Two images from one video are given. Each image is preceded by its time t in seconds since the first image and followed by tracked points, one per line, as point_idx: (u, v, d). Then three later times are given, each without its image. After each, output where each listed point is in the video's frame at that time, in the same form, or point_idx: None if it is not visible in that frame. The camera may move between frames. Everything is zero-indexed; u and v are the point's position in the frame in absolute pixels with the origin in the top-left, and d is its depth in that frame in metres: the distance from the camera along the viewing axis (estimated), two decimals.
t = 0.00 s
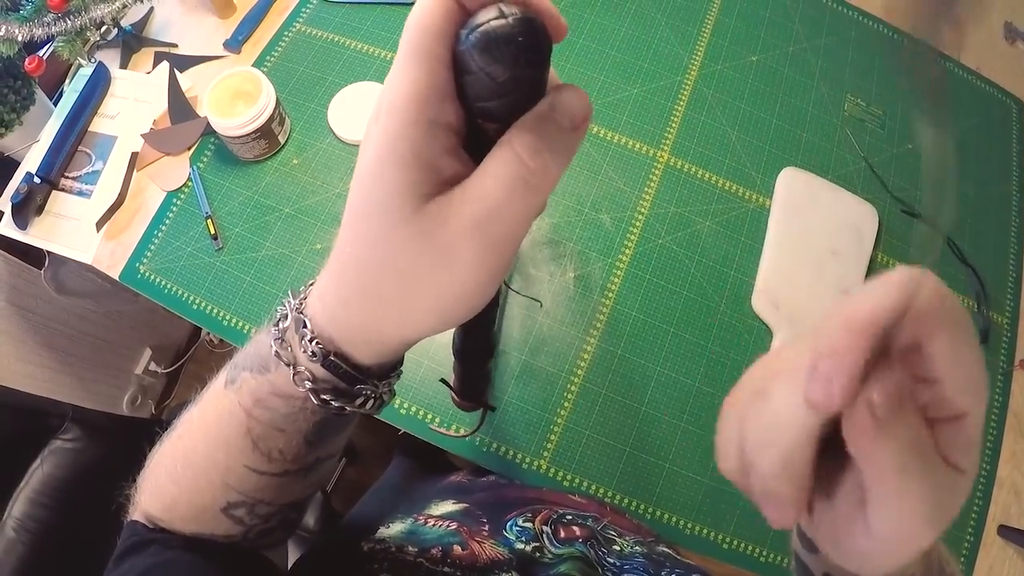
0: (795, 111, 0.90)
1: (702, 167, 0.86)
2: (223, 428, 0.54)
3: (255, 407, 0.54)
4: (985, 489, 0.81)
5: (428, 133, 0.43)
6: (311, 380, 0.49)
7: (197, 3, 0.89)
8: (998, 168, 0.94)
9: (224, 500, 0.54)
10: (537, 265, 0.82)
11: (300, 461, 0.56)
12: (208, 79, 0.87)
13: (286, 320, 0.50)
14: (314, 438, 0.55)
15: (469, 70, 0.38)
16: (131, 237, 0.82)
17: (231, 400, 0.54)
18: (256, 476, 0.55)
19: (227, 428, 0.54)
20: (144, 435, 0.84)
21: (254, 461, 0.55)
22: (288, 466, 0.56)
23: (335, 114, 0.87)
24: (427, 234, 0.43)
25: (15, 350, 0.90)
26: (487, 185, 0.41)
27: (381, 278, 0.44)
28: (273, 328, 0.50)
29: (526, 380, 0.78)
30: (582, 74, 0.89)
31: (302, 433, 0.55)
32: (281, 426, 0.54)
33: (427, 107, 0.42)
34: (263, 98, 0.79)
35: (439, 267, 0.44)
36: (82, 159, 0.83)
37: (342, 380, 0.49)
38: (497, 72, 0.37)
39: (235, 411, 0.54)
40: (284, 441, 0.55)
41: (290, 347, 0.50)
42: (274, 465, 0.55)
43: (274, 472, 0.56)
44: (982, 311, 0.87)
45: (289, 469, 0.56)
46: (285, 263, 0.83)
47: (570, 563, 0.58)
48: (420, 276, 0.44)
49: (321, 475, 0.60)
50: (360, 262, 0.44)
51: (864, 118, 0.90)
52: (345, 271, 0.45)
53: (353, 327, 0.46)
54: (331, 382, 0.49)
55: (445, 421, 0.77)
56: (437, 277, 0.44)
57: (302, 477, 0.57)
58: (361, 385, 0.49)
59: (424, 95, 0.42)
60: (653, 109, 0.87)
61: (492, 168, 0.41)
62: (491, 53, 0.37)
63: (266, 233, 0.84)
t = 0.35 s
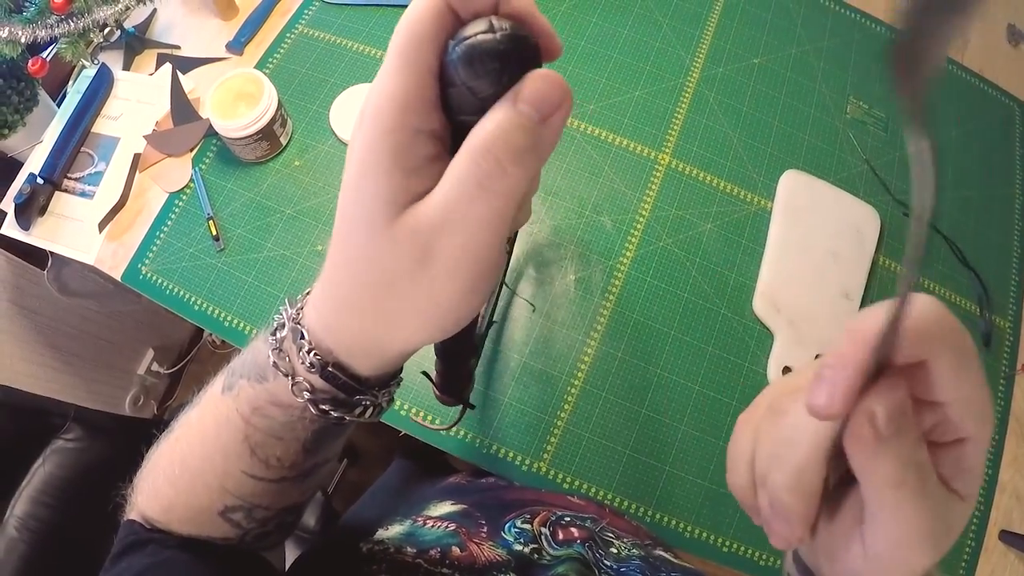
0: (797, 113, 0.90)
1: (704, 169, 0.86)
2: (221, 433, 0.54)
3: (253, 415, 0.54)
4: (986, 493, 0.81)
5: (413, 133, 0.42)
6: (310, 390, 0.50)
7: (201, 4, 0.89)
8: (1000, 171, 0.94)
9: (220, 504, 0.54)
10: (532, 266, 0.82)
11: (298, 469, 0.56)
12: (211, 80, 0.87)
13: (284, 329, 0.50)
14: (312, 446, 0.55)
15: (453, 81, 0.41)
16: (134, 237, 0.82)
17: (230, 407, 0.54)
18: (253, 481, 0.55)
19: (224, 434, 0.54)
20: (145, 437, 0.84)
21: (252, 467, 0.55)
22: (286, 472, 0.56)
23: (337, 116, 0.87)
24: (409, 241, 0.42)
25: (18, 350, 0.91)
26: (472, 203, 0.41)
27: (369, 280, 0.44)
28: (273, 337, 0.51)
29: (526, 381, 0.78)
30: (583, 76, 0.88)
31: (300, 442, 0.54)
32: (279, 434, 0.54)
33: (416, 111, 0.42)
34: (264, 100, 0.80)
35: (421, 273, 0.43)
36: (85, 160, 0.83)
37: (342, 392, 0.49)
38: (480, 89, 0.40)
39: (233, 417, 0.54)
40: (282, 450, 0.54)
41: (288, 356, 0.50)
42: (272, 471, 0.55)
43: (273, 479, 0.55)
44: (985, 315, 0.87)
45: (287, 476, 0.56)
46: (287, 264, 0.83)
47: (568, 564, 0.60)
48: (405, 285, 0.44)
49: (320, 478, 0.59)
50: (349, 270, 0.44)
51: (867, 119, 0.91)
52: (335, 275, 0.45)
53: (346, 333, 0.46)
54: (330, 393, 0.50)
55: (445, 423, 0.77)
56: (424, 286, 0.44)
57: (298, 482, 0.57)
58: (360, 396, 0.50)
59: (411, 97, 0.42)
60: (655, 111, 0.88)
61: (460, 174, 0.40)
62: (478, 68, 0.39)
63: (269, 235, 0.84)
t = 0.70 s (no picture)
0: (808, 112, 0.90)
1: (714, 169, 0.85)
2: (216, 438, 0.55)
3: (246, 418, 0.54)
4: (998, 497, 0.80)
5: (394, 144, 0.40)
6: (301, 395, 0.50)
7: (211, 4, 0.90)
8: (1016, 169, 0.92)
9: (218, 506, 0.55)
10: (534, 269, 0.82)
11: (293, 473, 0.56)
12: (221, 80, 0.87)
13: (275, 334, 0.51)
14: (305, 450, 0.56)
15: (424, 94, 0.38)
16: (144, 236, 0.82)
17: (223, 411, 0.55)
18: (249, 485, 0.55)
19: (219, 439, 0.55)
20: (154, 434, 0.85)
21: (247, 470, 0.55)
22: (281, 476, 0.56)
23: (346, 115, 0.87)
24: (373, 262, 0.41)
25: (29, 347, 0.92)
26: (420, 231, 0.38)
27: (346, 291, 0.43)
28: (263, 341, 0.51)
29: (532, 382, 0.78)
30: (592, 74, 0.88)
31: (292, 447, 0.55)
32: (273, 439, 0.54)
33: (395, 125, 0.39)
34: (273, 99, 0.80)
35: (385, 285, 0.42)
36: (96, 159, 0.84)
37: (332, 397, 0.50)
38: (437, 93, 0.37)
39: (227, 422, 0.55)
40: (275, 454, 0.55)
41: (278, 361, 0.50)
42: (267, 475, 0.56)
43: (268, 483, 0.56)
44: (998, 316, 0.86)
45: (281, 480, 0.56)
46: (296, 264, 0.83)
47: (574, 564, 0.58)
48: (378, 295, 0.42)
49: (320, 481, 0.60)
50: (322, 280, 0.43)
51: (879, 118, 0.91)
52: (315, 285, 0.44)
53: (328, 340, 0.46)
54: (321, 398, 0.50)
55: (452, 422, 0.76)
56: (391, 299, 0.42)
57: (294, 486, 0.57)
58: (351, 401, 0.50)
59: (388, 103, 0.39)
60: (664, 110, 0.87)
61: (390, 185, 0.36)
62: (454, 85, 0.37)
63: (278, 234, 0.84)
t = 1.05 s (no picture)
0: (823, 113, 0.90)
1: (732, 170, 0.85)
2: (208, 446, 0.55)
3: (231, 426, 0.55)
4: (1018, 500, 0.80)
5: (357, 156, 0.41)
6: (270, 405, 0.52)
7: (233, 8, 0.91)
8: None
9: (217, 512, 0.55)
10: (559, 284, 0.81)
11: (283, 477, 0.56)
12: (244, 82, 0.88)
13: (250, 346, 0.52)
14: (291, 458, 0.56)
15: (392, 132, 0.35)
16: (168, 235, 0.84)
17: (211, 420, 0.55)
18: (243, 490, 0.55)
19: (210, 447, 0.55)
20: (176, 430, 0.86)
21: (239, 476, 0.55)
22: (272, 481, 0.56)
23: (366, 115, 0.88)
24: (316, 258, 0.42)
25: (55, 344, 0.95)
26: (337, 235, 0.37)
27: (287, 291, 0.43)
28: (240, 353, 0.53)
29: (549, 384, 0.79)
30: (610, 75, 0.89)
31: (278, 454, 0.55)
32: (256, 445, 0.55)
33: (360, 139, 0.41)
34: (296, 102, 0.81)
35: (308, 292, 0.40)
36: (121, 159, 0.86)
37: (297, 407, 0.52)
38: (403, 135, 0.34)
39: (214, 432, 0.55)
40: (261, 460, 0.55)
41: (250, 373, 0.52)
42: (258, 480, 0.56)
43: (260, 487, 0.56)
44: (1018, 316, 0.86)
45: (273, 485, 0.56)
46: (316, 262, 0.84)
47: (591, 560, 0.57)
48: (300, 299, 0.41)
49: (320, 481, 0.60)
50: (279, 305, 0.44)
51: (897, 119, 0.91)
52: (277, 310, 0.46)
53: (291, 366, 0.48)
54: (289, 408, 0.52)
55: (471, 421, 0.77)
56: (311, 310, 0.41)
57: (290, 489, 0.57)
58: (312, 412, 0.52)
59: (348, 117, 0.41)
60: (681, 111, 0.88)
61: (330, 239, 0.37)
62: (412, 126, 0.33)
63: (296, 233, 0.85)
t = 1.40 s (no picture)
0: (852, 128, 0.90)
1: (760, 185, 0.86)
2: (221, 471, 0.54)
3: (240, 457, 0.53)
4: None
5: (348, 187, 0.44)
6: (274, 434, 0.52)
7: (268, 27, 0.93)
8: None
9: (234, 536, 0.53)
10: (546, 329, 0.82)
11: (295, 503, 0.55)
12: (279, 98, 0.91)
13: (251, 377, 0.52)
14: (299, 484, 0.54)
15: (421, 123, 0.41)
16: (202, 247, 0.86)
17: (220, 448, 0.54)
18: (252, 516, 0.53)
19: (218, 479, 0.54)
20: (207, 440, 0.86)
21: (249, 503, 0.53)
22: (283, 508, 0.54)
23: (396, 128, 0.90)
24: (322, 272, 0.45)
25: (94, 356, 0.99)
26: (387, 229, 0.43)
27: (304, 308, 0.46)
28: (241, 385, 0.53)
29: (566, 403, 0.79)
30: (636, 90, 0.90)
31: (285, 479, 0.54)
32: (262, 474, 0.53)
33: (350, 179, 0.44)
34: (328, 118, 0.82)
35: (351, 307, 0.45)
36: (158, 173, 0.88)
37: (301, 433, 0.51)
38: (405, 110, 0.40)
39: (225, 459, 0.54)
40: (269, 486, 0.53)
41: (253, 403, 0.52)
42: (270, 506, 0.54)
43: (271, 514, 0.54)
44: None
45: (285, 510, 0.54)
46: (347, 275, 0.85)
47: (609, 569, 0.57)
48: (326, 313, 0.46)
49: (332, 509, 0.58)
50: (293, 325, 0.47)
51: (925, 133, 0.91)
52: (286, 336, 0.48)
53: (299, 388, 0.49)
54: (293, 434, 0.51)
55: (497, 432, 0.78)
56: (359, 319, 0.46)
57: (301, 515, 0.56)
58: (318, 437, 0.52)
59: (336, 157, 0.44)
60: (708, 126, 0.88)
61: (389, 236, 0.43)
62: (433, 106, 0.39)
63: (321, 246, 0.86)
